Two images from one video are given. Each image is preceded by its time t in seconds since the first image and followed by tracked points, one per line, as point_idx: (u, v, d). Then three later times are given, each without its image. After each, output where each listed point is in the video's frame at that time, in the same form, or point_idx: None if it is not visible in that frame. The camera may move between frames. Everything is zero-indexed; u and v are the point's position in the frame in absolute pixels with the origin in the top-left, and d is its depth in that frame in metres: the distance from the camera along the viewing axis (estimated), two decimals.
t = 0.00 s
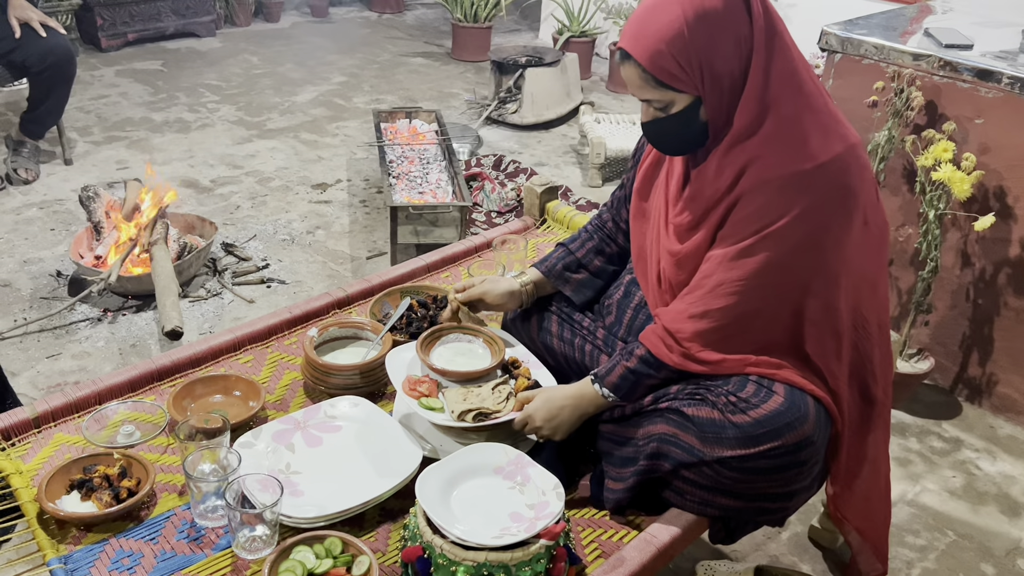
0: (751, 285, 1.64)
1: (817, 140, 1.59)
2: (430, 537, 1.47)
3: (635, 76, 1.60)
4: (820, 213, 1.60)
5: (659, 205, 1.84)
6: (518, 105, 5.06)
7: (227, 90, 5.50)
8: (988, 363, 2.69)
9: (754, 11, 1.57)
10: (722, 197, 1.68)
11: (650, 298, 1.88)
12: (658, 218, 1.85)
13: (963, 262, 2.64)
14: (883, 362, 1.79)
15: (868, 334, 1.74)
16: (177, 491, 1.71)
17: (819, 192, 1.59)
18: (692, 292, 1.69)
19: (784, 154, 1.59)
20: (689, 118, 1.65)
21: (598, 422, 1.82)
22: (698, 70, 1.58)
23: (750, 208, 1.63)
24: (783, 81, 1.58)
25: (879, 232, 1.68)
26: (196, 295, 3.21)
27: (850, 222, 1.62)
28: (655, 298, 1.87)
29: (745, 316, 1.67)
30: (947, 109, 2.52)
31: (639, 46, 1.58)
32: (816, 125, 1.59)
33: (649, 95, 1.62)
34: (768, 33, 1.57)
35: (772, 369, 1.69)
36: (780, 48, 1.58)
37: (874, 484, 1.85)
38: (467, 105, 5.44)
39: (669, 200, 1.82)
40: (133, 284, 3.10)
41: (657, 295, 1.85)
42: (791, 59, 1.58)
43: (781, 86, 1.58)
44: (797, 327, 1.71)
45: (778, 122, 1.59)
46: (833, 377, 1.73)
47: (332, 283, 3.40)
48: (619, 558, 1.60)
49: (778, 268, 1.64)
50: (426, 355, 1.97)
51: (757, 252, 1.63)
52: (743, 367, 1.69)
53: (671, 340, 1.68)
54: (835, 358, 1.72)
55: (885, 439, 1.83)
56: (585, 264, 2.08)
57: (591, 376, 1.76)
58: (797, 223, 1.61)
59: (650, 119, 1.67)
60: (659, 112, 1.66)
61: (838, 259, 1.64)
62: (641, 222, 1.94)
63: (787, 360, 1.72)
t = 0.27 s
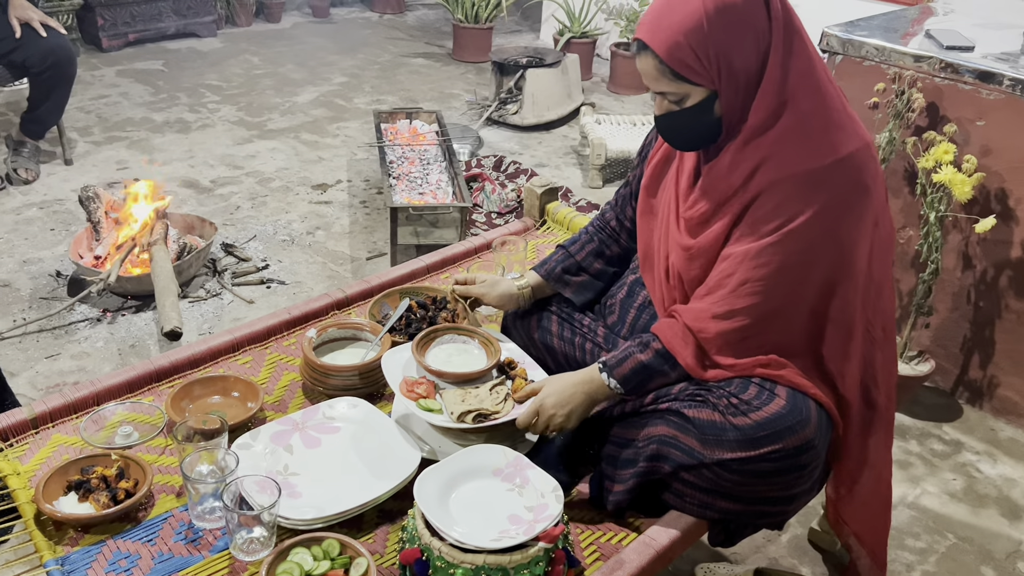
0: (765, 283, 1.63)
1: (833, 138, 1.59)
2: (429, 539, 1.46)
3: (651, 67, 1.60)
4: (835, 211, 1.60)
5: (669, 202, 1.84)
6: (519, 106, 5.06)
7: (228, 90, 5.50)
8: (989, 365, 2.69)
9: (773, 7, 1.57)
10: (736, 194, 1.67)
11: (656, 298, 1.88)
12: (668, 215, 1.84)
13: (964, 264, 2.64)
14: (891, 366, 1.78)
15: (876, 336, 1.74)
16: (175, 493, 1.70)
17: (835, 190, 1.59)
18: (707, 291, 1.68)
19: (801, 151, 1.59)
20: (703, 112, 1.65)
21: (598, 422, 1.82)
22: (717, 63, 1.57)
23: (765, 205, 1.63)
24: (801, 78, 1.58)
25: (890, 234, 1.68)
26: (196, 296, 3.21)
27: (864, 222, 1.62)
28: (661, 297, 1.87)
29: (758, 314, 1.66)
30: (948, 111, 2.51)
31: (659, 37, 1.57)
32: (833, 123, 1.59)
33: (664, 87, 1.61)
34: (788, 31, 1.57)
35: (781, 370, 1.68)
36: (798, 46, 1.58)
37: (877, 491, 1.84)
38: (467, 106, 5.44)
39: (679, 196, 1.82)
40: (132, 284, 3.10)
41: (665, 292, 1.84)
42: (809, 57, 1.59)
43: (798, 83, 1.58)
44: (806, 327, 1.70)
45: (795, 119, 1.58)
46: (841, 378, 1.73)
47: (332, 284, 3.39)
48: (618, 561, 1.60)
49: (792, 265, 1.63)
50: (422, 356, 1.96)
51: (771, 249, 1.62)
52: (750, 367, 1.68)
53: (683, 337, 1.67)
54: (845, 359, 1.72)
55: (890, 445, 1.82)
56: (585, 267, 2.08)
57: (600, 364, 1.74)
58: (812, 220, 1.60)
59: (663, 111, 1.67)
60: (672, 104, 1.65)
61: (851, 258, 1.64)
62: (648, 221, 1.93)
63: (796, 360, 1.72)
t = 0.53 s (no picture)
0: (771, 283, 1.63)
1: (841, 138, 1.59)
2: (426, 541, 1.46)
3: (660, 62, 1.59)
4: (843, 211, 1.59)
5: (673, 201, 1.83)
6: (519, 106, 5.05)
7: (227, 90, 5.49)
8: (989, 367, 2.68)
9: (784, 7, 1.57)
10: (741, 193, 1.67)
11: (658, 298, 1.88)
12: (671, 214, 1.83)
13: (964, 266, 2.63)
14: (894, 369, 1.78)
15: (879, 339, 1.73)
16: (171, 494, 1.70)
17: (843, 190, 1.58)
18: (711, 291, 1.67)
19: (810, 150, 1.58)
20: (710, 110, 1.64)
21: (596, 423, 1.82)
22: (726, 61, 1.57)
23: (771, 204, 1.62)
24: (809, 78, 1.58)
25: (894, 236, 1.68)
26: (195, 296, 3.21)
27: (870, 223, 1.61)
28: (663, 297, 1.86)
29: (762, 315, 1.66)
30: (948, 112, 2.51)
31: (669, 32, 1.57)
32: (841, 123, 1.59)
33: (672, 82, 1.61)
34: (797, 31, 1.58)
35: (784, 373, 1.67)
36: (807, 47, 1.58)
37: (877, 493, 1.84)
38: (467, 106, 5.43)
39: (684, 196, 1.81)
40: (131, 285, 3.10)
41: (668, 291, 1.84)
42: (817, 58, 1.59)
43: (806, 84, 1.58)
44: (810, 328, 1.69)
45: (803, 118, 1.58)
46: (845, 381, 1.72)
47: (331, 284, 3.39)
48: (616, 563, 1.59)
49: (798, 266, 1.62)
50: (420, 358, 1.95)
51: (778, 249, 1.62)
52: (750, 369, 1.67)
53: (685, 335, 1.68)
54: (849, 361, 1.71)
55: (890, 448, 1.82)
56: (586, 267, 2.08)
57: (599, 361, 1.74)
58: (819, 220, 1.60)
59: (669, 108, 1.66)
60: (678, 101, 1.64)
61: (857, 260, 1.63)
62: (650, 221, 1.93)
63: (800, 362, 1.71)
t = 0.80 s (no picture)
0: (766, 284, 1.63)
1: (836, 139, 1.59)
2: (421, 543, 1.46)
3: (653, 66, 1.59)
4: (839, 212, 1.59)
5: (668, 204, 1.83)
6: (518, 106, 5.05)
7: (226, 90, 5.49)
8: (988, 368, 2.68)
9: (777, 9, 1.57)
10: (736, 196, 1.67)
11: (653, 299, 1.87)
12: (666, 216, 1.83)
13: (963, 267, 2.63)
14: (891, 369, 1.78)
15: (876, 339, 1.72)
16: (167, 494, 1.70)
17: (838, 191, 1.58)
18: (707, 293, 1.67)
19: (804, 151, 1.58)
20: (705, 113, 1.63)
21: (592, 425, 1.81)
22: (720, 63, 1.57)
23: (767, 207, 1.62)
24: (802, 80, 1.58)
25: (889, 237, 1.68)
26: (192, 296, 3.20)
27: (866, 224, 1.61)
28: (659, 299, 1.86)
29: (759, 317, 1.65)
30: (947, 113, 2.51)
31: (663, 36, 1.56)
32: (836, 125, 1.59)
33: (665, 87, 1.60)
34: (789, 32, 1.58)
35: (780, 374, 1.67)
36: (800, 49, 1.59)
37: (875, 493, 1.84)
38: (466, 107, 5.43)
39: (678, 198, 1.81)
40: (129, 284, 3.10)
41: (663, 293, 1.84)
42: (811, 60, 1.59)
43: (799, 86, 1.58)
44: (807, 330, 1.69)
45: (797, 120, 1.58)
46: (842, 382, 1.72)
47: (329, 284, 3.39)
48: (612, 565, 1.59)
49: (794, 268, 1.62)
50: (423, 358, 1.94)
51: (772, 251, 1.61)
52: (745, 370, 1.67)
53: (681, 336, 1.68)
54: (845, 362, 1.71)
55: (888, 448, 1.82)
56: (600, 267, 2.07)
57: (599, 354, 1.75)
58: (814, 222, 1.59)
59: (663, 112, 1.66)
60: (672, 105, 1.64)
61: (854, 262, 1.63)
62: (646, 222, 1.92)
63: (796, 363, 1.71)
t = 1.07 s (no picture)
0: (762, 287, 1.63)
1: (833, 142, 1.58)
2: (418, 543, 1.45)
3: (651, 69, 1.59)
4: (836, 215, 1.59)
5: (665, 207, 1.83)
6: (517, 106, 5.04)
7: (226, 90, 5.49)
8: (986, 369, 2.67)
9: (774, 12, 1.57)
10: (733, 199, 1.66)
11: (650, 301, 1.87)
12: (663, 219, 1.83)
13: (962, 268, 2.63)
14: (889, 371, 1.77)
15: (874, 342, 1.72)
16: (164, 495, 1.70)
17: (835, 194, 1.58)
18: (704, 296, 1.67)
19: (801, 154, 1.58)
20: (703, 116, 1.63)
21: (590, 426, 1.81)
22: (718, 66, 1.56)
23: (764, 210, 1.61)
24: (800, 83, 1.58)
25: (886, 239, 1.68)
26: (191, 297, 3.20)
27: (864, 227, 1.61)
28: (656, 301, 1.86)
29: (757, 319, 1.65)
30: (946, 113, 2.50)
31: (661, 38, 1.56)
32: (833, 128, 1.59)
33: (663, 89, 1.60)
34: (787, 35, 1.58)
35: (777, 376, 1.66)
36: (797, 52, 1.58)
37: (874, 494, 1.84)
38: (466, 107, 5.43)
39: (675, 201, 1.81)
40: (127, 284, 3.09)
41: (660, 295, 1.83)
42: (808, 63, 1.59)
43: (797, 89, 1.58)
44: (805, 333, 1.69)
45: (794, 123, 1.58)
46: (840, 384, 1.71)
47: (328, 285, 3.38)
48: (610, 566, 1.59)
49: (791, 271, 1.62)
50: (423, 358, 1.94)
51: (769, 254, 1.61)
52: (743, 373, 1.67)
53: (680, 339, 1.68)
54: (843, 364, 1.70)
55: (887, 449, 1.81)
56: (605, 274, 2.07)
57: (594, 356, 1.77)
58: (812, 225, 1.59)
59: (661, 114, 1.65)
60: (670, 108, 1.64)
61: (852, 265, 1.62)
62: (643, 225, 1.92)
63: (794, 366, 1.70)
